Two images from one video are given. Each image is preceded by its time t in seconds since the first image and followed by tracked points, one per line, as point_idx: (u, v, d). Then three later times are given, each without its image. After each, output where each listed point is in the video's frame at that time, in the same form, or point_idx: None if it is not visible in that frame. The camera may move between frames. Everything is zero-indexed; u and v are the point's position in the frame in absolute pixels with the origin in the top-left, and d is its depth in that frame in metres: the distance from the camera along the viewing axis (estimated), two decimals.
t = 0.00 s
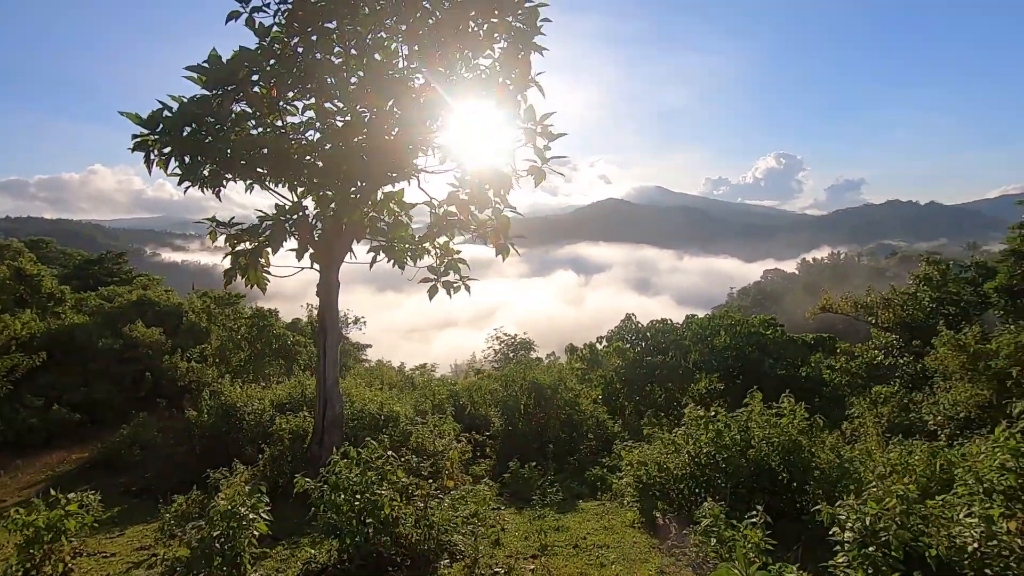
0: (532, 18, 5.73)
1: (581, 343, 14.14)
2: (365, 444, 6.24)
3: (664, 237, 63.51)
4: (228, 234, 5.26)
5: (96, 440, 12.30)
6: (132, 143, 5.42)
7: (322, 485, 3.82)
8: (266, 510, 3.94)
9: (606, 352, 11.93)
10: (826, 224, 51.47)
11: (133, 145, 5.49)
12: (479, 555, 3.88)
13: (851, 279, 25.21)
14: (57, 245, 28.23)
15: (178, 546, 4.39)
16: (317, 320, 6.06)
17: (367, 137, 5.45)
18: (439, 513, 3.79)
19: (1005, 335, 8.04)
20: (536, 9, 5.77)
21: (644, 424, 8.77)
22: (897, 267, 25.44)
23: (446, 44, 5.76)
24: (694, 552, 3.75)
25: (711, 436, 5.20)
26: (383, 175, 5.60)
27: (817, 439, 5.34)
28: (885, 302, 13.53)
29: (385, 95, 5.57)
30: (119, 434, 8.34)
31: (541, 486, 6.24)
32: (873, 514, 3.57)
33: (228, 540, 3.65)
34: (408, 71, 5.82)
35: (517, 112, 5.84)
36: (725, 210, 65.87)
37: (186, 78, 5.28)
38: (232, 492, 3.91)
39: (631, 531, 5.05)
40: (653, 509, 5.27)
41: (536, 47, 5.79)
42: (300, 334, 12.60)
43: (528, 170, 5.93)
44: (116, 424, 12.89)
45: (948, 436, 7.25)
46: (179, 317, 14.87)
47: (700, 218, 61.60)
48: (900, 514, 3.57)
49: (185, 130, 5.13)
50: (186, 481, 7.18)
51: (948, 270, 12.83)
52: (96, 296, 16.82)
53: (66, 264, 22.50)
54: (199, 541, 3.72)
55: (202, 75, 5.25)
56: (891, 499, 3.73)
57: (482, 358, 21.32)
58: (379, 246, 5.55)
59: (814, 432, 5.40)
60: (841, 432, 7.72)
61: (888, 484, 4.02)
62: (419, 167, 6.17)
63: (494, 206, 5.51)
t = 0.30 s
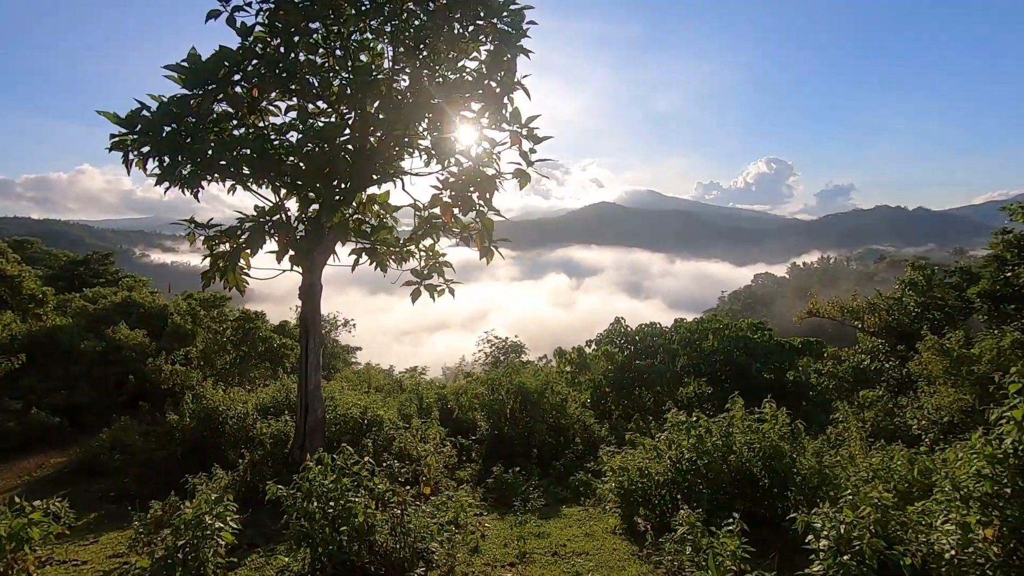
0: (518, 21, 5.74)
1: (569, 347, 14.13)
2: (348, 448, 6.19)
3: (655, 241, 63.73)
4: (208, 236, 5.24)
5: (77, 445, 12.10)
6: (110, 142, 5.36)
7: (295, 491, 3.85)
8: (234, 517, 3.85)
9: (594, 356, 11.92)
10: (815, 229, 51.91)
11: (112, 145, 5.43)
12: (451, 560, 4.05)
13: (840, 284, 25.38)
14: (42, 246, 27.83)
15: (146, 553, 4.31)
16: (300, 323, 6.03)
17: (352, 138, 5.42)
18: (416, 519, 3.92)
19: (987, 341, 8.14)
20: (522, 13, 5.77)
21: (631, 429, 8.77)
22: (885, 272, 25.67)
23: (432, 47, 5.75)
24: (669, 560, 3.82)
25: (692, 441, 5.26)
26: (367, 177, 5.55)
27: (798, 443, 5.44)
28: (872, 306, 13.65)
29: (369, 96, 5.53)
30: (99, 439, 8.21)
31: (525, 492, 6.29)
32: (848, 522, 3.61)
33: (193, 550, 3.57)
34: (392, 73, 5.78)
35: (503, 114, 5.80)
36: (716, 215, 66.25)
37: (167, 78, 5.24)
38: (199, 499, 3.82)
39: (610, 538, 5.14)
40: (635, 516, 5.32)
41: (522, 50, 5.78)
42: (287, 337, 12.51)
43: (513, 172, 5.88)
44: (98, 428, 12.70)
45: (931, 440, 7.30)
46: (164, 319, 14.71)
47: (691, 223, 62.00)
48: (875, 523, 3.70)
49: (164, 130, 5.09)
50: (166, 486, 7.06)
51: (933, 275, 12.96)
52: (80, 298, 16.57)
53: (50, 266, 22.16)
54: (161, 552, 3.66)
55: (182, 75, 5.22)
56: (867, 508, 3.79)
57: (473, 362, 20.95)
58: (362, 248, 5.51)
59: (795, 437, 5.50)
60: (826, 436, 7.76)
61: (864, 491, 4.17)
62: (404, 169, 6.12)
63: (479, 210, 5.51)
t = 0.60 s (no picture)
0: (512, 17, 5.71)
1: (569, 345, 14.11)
2: (341, 446, 6.22)
3: (658, 238, 63.60)
4: (199, 234, 5.30)
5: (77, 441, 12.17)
6: (103, 140, 5.38)
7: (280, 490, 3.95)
8: (216, 517, 3.85)
9: (593, 354, 11.90)
10: (819, 227, 51.64)
11: (105, 142, 5.44)
12: (437, 559, 4.17)
13: (843, 282, 25.25)
14: (45, 242, 27.93)
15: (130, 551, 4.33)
16: (293, 320, 6.05)
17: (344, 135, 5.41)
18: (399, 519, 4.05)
19: (985, 341, 8.09)
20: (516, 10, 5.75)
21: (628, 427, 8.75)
22: (888, 271, 25.43)
23: (425, 43, 5.73)
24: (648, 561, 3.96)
25: (683, 441, 5.32)
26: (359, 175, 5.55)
27: (789, 443, 5.51)
28: (872, 305, 13.61)
29: (361, 93, 5.52)
30: (96, 436, 8.25)
31: (518, 492, 6.33)
32: (830, 525, 3.62)
33: (172, 549, 3.57)
34: (386, 69, 5.74)
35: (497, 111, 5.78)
36: (719, 213, 66.05)
37: (159, 75, 5.24)
38: (181, 498, 3.83)
39: (599, 538, 5.20)
40: (625, 516, 5.36)
41: (516, 47, 5.76)
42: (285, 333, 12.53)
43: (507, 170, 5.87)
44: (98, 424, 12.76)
45: (930, 440, 7.23)
46: (164, 315, 14.75)
47: (693, 221, 61.87)
48: (856, 525, 3.71)
49: (155, 127, 5.10)
50: (161, 483, 7.07)
51: (933, 274, 12.88)
52: (80, 294, 16.61)
53: (52, 261, 22.22)
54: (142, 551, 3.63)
55: (175, 72, 5.22)
56: (849, 510, 3.82)
57: (475, 358, 20.91)
58: (355, 245, 5.53)
59: (785, 437, 5.58)
60: (822, 436, 7.73)
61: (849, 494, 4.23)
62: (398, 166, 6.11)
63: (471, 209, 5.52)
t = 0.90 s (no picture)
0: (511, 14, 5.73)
1: (570, 342, 14.13)
2: (339, 442, 6.28)
3: (663, 236, 63.38)
4: (198, 231, 5.35)
5: (80, 434, 12.27)
6: (104, 135, 5.44)
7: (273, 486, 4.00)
8: (208, 511, 3.92)
9: (593, 352, 11.91)
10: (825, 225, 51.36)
11: (105, 138, 5.50)
12: (428, 556, 4.18)
13: (848, 280, 25.12)
14: (52, 236, 28.06)
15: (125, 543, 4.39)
16: (292, 316, 6.11)
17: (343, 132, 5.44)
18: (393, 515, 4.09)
19: (985, 342, 8.07)
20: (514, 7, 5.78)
21: (626, 425, 8.76)
22: (893, 270, 25.24)
23: (424, 41, 5.74)
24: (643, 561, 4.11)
25: (676, 441, 5.37)
26: (358, 172, 5.60)
27: (782, 443, 5.55)
28: (874, 304, 13.58)
29: (358, 89, 5.53)
30: (98, 430, 8.34)
31: (513, 489, 6.40)
32: (816, 525, 3.65)
33: (164, 543, 3.62)
34: (385, 66, 5.76)
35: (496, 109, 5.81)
36: (724, 211, 65.82)
37: (159, 70, 5.29)
38: (174, 493, 3.89)
39: (594, 535, 5.28)
40: (618, 513, 5.44)
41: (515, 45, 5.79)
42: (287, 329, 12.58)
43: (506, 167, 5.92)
44: (101, 417, 12.85)
45: (929, 440, 7.22)
46: (168, 310, 14.84)
47: (698, 219, 61.75)
48: (842, 526, 3.73)
49: (154, 123, 5.15)
50: (162, 476, 7.13)
51: (937, 273, 12.81)
52: (85, 288, 16.68)
53: (57, 256, 22.33)
54: (135, 545, 3.69)
55: (173, 69, 5.27)
56: (835, 512, 3.84)
57: (478, 354, 20.96)
58: (353, 241, 5.58)
59: (778, 436, 5.63)
60: (821, 435, 7.73)
61: (839, 496, 4.25)
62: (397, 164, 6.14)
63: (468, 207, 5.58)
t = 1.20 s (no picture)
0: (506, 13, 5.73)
1: (569, 340, 14.14)
2: (335, 441, 6.29)
3: (663, 234, 63.39)
4: (193, 230, 5.36)
5: (79, 433, 12.30)
6: (100, 135, 5.45)
7: (266, 485, 4.02)
8: (201, 511, 3.93)
9: (592, 351, 11.92)
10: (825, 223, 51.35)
11: (101, 137, 5.51)
12: (421, 555, 4.20)
13: (848, 279, 25.12)
14: (51, 235, 28.02)
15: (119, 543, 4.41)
16: (288, 315, 6.12)
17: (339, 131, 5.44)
18: (388, 515, 4.10)
19: (982, 340, 8.09)
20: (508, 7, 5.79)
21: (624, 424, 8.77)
22: (892, 268, 25.22)
23: (420, 40, 5.75)
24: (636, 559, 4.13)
25: (670, 439, 5.39)
26: (354, 171, 5.61)
27: (776, 442, 5.58)
28: (872, 303, 13.60)
29: (354, 88, 5.53)
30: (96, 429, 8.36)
31: (510, 488, 6.42)
32: (806, 524, 3.66)
33: (156, 543, 3.63)
34: (382, 65, 5.75)
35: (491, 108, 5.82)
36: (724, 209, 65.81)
37: (155, 70, 5.30)
38: (167, 493, 3.90)
39: (589, 533, 5.30)
40: (613, 512, 5.46)
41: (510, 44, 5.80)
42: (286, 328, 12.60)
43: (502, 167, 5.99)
44: (101, 416, 12.87)
45: (927, 438, 7.22)
46: (167, 309, 14.86)
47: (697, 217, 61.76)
48: (831, 525, 3.74)
49: (150, 123, 5.16)
50: (159, 475, 7.14)
51: (935, 272, 12.82)
52: (85, 287, 16.70)
53: (57, 255, 22.36)
54: (128, 544, 3.70)
55: (169, 69, 5.27)
56: (826, 512, 3.85)
57: (477, 353, 20.97)
58: (349, 240, 5.59)
59: (772, 435, 5.65)
60: (818, 433, 7.75)
61: (831, 495, 4.27)
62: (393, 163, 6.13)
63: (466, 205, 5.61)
